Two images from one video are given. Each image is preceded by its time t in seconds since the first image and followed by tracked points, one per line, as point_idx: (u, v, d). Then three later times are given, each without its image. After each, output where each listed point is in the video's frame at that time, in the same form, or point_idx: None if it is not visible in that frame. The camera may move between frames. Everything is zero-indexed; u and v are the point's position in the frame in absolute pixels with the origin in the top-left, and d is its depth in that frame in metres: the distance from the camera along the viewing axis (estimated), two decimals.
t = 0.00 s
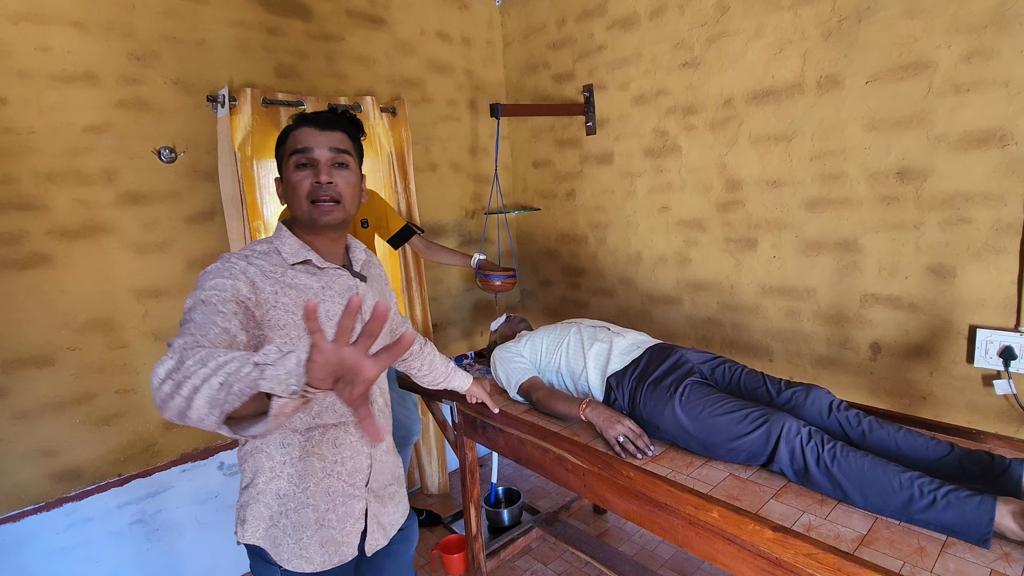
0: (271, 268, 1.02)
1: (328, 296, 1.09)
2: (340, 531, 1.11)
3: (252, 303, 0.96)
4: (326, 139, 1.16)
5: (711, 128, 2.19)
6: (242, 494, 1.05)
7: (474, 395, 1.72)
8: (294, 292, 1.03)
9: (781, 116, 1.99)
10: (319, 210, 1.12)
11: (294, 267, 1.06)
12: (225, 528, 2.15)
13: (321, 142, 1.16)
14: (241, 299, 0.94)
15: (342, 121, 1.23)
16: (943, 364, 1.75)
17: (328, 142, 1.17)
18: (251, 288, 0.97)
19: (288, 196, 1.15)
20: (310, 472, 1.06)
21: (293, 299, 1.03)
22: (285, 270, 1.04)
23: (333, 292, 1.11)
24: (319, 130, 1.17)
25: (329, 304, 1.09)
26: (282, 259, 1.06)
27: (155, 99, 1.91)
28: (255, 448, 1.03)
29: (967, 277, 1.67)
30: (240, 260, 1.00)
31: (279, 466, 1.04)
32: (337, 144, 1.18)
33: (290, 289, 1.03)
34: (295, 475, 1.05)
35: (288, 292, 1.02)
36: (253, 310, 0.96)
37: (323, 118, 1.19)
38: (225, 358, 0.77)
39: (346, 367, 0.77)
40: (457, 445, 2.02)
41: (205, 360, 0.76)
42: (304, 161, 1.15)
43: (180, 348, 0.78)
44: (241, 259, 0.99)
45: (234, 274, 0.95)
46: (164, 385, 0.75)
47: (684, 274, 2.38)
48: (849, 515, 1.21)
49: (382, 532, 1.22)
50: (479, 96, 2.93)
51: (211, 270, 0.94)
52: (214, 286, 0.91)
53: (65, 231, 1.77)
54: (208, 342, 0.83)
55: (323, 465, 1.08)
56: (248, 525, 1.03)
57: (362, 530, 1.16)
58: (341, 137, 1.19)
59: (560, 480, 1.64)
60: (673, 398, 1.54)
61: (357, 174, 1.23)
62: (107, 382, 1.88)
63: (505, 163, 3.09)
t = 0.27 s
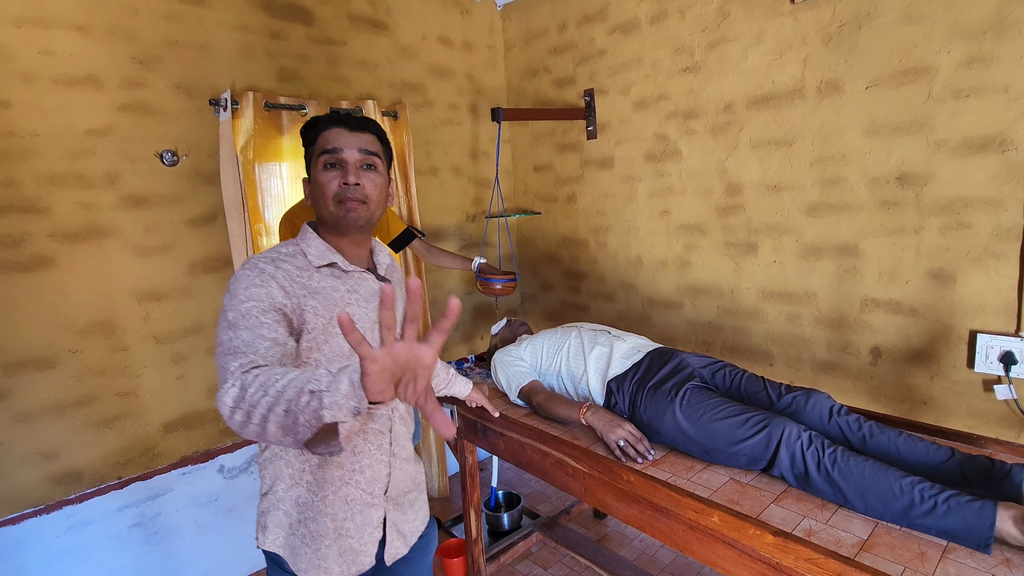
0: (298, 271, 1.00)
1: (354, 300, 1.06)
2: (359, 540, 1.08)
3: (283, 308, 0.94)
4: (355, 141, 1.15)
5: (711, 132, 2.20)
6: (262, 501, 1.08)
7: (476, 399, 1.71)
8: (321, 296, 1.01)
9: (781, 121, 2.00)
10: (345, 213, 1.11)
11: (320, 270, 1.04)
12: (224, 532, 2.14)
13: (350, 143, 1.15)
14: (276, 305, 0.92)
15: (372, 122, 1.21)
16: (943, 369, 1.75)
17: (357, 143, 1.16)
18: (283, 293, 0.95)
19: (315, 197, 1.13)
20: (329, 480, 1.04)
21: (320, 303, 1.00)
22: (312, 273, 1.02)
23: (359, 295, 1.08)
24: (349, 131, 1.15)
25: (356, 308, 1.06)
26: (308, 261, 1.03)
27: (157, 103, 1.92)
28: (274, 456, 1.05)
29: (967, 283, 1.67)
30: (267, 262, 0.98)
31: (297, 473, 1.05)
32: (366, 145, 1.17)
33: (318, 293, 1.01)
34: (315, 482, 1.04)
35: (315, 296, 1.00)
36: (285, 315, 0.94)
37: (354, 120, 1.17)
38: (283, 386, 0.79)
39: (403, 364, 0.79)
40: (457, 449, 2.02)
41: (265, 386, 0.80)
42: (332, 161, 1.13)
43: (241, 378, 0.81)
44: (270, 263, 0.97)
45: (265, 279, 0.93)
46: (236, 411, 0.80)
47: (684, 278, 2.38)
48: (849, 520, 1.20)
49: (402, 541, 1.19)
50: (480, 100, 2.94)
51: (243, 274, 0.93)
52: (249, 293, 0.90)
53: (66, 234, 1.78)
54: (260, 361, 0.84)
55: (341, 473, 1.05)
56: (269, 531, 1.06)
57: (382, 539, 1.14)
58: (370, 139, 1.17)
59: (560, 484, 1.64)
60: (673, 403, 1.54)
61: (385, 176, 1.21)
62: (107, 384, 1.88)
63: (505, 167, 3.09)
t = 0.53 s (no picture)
0: (332, 278, 0.98)
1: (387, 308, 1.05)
2: (387, 548, 1.09)
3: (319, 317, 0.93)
4: (388, 152, 1.12)
5: (715, 141, 2.21)
6: (291, 505, 1.09)
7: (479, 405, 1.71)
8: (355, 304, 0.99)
9: (784, 130, 2.01)
10: (375, 227, 1.10)
11: (354, 278, 1.02)
12: (228, 537, 2.15)
13: (383, 155, 1.12)
14: (311, 313, 0.91)
15: (407, 131, 1.18)
16: (947, 379, 1.75)
17: (391, 155, 1.13)
18: (318, 301, 0.93)
19: (345, 208, 1.12)
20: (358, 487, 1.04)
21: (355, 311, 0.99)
22: (346, 281, 1.00)
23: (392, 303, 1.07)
24: (383, 142, 1.12)
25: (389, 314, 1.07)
26: (342, 268, 1.02)
27: (165, 110, 1.94)
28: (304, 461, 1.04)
29: (971, 291, 1.67)
30: (301, 270, 0.96)
31: (327, 478, 1.04)
32: (399, 157, 1.14)
33: (352, 302, 0.99)
34: (344, 489, 1.04)
35: (349, 304, 0.98)
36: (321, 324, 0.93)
37: (388, 129, 1.14)
38: (309, 406, 0.80)
39: (415, 383, 0.83)
40: (460, 455, 2.02)
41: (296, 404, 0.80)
42: (364, 173, 1.11)
43: (275, 392, 0.82)
44: (304, 271, 0.95)
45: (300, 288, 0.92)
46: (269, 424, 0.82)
47: (687, 286, 2.38)
48: (853, 530, 1.20)
49: (429, 548, 1.19)
50: (485, 107, 2.95)
51: (278, 282, 0.93)
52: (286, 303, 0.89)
53: (75, 239, 1.79)
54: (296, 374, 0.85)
55: (370, 480, 1.05)
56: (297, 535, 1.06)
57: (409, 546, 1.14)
58: (404, 151, 1.14)
59: (564, 491, 1.62)
60: (677, 411, 1.54)
61: (417, 188, 1.18)
62: (113, 389, 1.89)
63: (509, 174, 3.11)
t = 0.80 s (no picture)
0: (352, 284, 1.00)
1: (406, 314, 1.06)
2: (399, 555, 1.09)
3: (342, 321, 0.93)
4: (414, 156, 1.13)
5: (720, 147, 2.21)
6: (307, 505, 1.10)
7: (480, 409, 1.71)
8: (375, 310, 1.01)
9: (790, 137, 2.01)
10: (400, 229, 1.10)
11: (375, 283, 1.03)
12: (232, 541, 2.14)
13: (410, 158, 1.13)
14: (335, 319, 0.92)
15: (434, 135, 1.19)
16: (955, 387, 1.75)
17: (416, 158, 1.13)
18: (340, 307, 0.95)
19: (372, 211, 1.12)
20: (371, 493, 1.05)
21: (373, 317, 1.00)
22: (366, 287, 1.01)
23: (412, 309, 1.07)
24: (409, 145, 1.13)
25: (407, 322, 1.06)
26: (363, 274, 1.03)
27: (174, 116, 1.95)
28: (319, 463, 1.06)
29: (979, 299, 1.67)
30: (323, 275, 0.98)
31: (341, 482, 1.05)
32: (425, 160, 1.14)
33: (370, 308, 1.00)
34: (357, 493, 1.04)
35: (369, 310, 1.00)
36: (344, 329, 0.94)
37: (415, 132, 1.15)
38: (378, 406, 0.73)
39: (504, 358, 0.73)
40: (465, 461, 2.02)
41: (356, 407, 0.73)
42: (390, 176, 1.12)
43: (324, 402, 0.75)
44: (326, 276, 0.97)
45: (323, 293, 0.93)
46: (320, 437, 0.74)
47: (692, 292, 2.38)
48: (861, 538, 1.20)
49: (443, 557, 1.20)
50: (490, 113, 2.96)
51: (302, 287, 0.93)
52: (312, 309, 0.89)
53: (84, 244, 1.81)
54: (337, 381, 0.79)
55: (383, 486, 1.06)
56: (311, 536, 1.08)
57: (421, 553, 1.14)
58: (430, 154, 1.14)
59: (568, 497, 1.62)
60: (683, 417, 1.54)
61: (443, 191, 1.18)
62: (120, 393, 1.90)
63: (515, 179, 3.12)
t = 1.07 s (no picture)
0: (365, 286, 1.01)
1: (418, 316, 1.07)
2: (414, 557, 1.09)
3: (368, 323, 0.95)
4: (423, 162, 1.13)
5: (723, 151, 2.21)
6: (320, 509, 1.11)
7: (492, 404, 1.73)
8: (389, 312, 1.02)
9: (792, 141, 2.01)
10: (407, 235, 1.11)
11: (386, 286, 1.04)
12: (234, 545, 2.16)
13: (419, 165, 1.13)
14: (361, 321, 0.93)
15: (443, 141, 1.18)
16: (959, 391, 1.74)
17: (425, 165, 1.13)
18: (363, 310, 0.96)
19: (380, 216, 1.13)
20: (386, 495, 1.05)
21: (389, 319, 1.02)
22: (378, 290, 1.02)
23: (423, 310, 1.09)
24: (418, 152, 1.13)
25: (419, 324, 1.07)
26: (374, 278, 1.04)
27: (179, 121, 1.96)
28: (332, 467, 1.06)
29: (983, 303, 1.67)
30: (339, 279, 0.98)
31: (355, 486, 1.05)
32: (433, 168, 1.14)
33: (385, 309, 1.02)
34: (372, 496, 1.05)
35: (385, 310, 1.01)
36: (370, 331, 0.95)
37: (425, 139, 1.15)
38: (461, 399, 0.82)
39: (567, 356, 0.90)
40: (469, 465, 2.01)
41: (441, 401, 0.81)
42: (399, 182, 1.12)
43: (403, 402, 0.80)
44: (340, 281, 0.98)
45: (345, 296, 0.94)
46: (405, 431, 0.79)
47: (695, 295, 2.38)
48: (864, 544, 1.20)
49: (455, 557, 1.20)
50: (493, 117, 2.97)
51: (323, 292, 0.93)
52: (343, 313, 0.91)
53: (89, 248, 1.81)
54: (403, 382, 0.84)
55: (398, 488, 1.06)
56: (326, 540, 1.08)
57: (435, 555, 1.14)
58: (438, 161, 1.14)
59: (571, 501, 1.62)
60: (686, 421, 1.54)
61: (451, 197, 1.18)
62: (124, 396, 1.90)
63: (517, 183, 3.12)
